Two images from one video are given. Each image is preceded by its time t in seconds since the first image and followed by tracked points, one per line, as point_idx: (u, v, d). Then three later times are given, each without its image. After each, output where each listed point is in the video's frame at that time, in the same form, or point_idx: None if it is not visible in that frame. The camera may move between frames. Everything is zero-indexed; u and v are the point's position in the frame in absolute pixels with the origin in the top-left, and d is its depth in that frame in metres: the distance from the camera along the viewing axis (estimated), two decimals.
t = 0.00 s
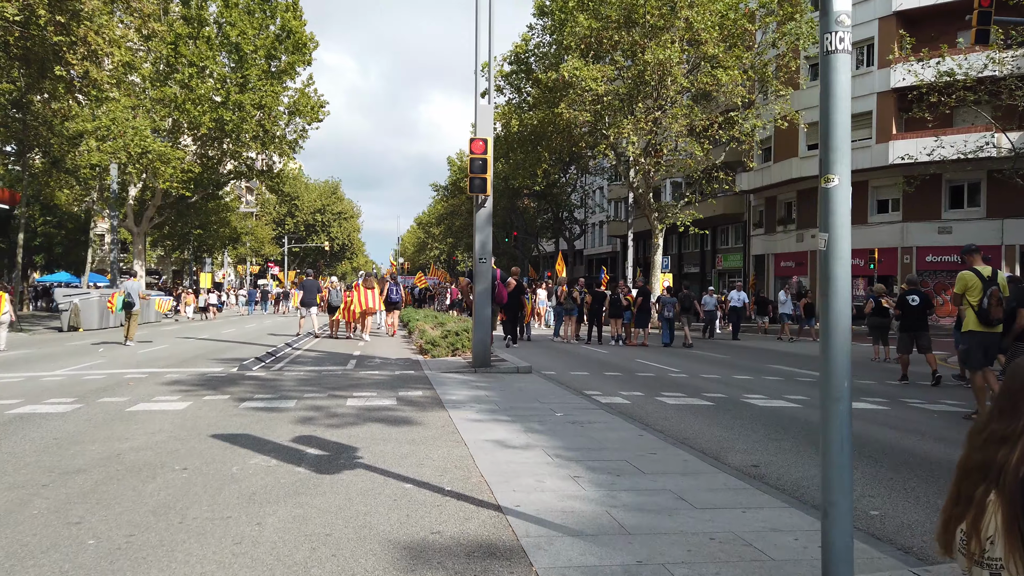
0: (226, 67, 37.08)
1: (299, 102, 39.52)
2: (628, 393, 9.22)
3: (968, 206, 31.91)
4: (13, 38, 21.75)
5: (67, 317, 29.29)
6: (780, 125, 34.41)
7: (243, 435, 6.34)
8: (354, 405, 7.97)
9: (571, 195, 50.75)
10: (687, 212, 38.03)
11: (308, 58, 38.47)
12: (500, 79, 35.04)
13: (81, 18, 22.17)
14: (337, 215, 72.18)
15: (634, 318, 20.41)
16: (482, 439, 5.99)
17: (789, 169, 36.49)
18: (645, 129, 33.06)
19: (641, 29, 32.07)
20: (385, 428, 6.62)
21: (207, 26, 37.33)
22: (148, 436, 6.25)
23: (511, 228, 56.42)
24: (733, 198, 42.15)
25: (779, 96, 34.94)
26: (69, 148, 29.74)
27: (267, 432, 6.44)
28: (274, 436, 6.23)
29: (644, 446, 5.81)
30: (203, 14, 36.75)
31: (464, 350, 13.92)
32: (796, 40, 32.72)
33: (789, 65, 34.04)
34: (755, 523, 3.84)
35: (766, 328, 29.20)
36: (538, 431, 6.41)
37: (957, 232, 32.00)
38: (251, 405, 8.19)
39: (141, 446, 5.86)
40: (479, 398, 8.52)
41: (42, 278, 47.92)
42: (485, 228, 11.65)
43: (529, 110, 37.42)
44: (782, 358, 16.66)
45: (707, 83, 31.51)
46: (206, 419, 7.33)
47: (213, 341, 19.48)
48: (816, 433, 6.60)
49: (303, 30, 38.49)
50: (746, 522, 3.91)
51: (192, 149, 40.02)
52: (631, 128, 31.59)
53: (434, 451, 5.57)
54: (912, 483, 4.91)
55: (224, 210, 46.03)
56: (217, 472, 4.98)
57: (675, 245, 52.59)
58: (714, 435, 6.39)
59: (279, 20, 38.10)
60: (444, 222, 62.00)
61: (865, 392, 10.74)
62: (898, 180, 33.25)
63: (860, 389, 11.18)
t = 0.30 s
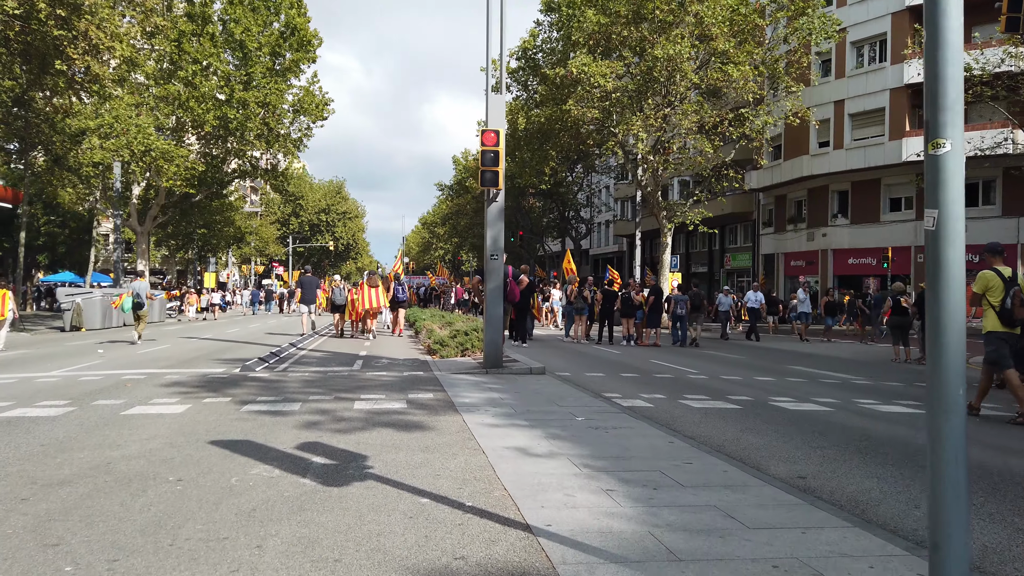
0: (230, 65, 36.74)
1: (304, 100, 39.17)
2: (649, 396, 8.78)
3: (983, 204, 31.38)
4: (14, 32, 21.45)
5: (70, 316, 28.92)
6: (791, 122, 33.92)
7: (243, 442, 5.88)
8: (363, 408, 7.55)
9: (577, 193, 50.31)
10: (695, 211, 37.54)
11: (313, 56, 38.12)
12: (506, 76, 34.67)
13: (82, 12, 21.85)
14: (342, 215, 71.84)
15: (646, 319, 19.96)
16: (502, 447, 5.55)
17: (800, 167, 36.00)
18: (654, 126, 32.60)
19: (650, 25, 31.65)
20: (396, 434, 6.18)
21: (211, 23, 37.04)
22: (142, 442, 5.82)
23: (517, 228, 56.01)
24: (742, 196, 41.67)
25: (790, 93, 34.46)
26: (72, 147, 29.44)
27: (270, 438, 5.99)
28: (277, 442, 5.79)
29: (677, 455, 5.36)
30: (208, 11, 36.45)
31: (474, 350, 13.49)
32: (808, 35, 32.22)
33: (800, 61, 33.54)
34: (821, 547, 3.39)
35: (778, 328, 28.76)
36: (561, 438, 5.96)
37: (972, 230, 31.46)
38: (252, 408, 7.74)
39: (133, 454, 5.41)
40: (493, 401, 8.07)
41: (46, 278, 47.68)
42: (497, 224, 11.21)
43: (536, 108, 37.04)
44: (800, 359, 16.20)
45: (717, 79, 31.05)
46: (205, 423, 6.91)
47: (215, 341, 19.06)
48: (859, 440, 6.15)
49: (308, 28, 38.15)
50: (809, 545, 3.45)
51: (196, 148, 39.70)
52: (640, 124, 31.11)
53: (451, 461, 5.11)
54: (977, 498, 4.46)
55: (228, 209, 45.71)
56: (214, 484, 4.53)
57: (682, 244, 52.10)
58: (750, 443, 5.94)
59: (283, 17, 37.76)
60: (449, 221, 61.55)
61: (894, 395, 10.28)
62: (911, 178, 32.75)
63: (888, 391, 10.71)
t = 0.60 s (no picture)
0: (233, 64, 36.40)
1: (308, 99, 38.82)
2: (668, 403, 8.41)
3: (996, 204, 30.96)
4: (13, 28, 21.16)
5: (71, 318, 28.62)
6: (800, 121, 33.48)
7: (243, 456, 5.50)
8: (369, 417, 7.16)
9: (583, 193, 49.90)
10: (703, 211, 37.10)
11: (317, 54, 37.78)
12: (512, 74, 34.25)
13: (82, 8, 21.56)
14: (346, 215, 71.47)
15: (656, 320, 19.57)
16: (520, 463, 5.15)
17: (809, 167, 35.59)
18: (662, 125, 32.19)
19: (657, 22, 31.27)
20: (405, 447, 5.78)
21: (214, 22, 36.73)
22: (135, 456, 5.44)
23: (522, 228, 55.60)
24: (749, 196, 41.27)
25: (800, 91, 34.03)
26: (74, 146, 29.18)
27: (271, 452, 5.61)
28: (278, 456, 5.40)
29: (710, 472, 4.97)
30: (211, 9, 36.12)
31: (482, 353, 13.09)
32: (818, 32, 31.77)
33: (810, 59, 33.10)
34: None
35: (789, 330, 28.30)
36: (582, 452, 5.57)
37: (985, 230, 31.03)
38: (253, 416, 7.36)
39: (125, 469, 5.03)
40: (506, 409, 7.68)
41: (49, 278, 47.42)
42: (508, 224, 10.83)
43: (542, 107, 36.64)
44: (815, 362, 15.78)
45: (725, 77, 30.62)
46: (203, 433, 6.53)
47: (218, 343, 18.70)
48: (899, 455, 5.78)
49: (312, 26, 37.80)
50: None
51: (199, 147, 39.36)
52: (648, 123, 30.68)
53: (466, 479, 4.72)
54: None
55: (231, 209, 45.38)
56: (210, 506, 4.15)
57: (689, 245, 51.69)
58: (785, 457, 5.57)
59: (287, 16, 37.42)
60: (453, 221, 61.14)
61: (921, 402, 9.87)
62: (923, 177, 32.33)
63: (914, 397, 10.31)
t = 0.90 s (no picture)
0: (233, 61, 35.96)
1: (309, 97, 38.39)
2: (684, 405, 7.94)
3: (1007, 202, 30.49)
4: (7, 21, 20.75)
5: (68, 318, 28.18)
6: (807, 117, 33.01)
7: (229, 465, 5.04)
8: (368, 421, 6.70)
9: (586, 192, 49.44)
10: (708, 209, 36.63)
11: (318, 51, 37.35)
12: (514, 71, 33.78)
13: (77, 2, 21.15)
14: (348, 215, 71.03)
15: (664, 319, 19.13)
16: (535, 474, 4.70)
17: (816, 164, 35.13)
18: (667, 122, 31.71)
19: (663, 18, 30.84)
20: (408, 455, 5.32)
21: (214, 18, 36.29)
22: (111, 465, 4.98)
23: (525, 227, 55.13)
24: (755, 194, 40.82)
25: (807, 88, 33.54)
26: (70, 143, 28.80)
27: (260, 461, 5.14)
28: (268, 466, 4.94)
29: (742, 484, 4.52)
30: (211, 6, 35.69)
31: (487, 353, 12.64)
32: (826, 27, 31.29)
33: (817, 54, 32.62)
34: None
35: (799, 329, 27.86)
36: (598, 461, 5.10)
37: (995, 228, 30.56)
38: (244, 420, 6.89)
39: (97, 481, 4.57)
40: (513, 412, 7.22)
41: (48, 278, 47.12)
42: (514, 218, 10.38)
43: (545, 104, 36.19)
44: (830, 363, 15.30)
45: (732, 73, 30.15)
46: (190, 437, 6.07)
47: (215, 344, 18.24)
48: (942, 463, 5.32)
49: (312, 23, 37.35)
50: None
51: (199, 146, 38.93)
52: (653, 119, 30.19)
53: (473, 493, 4.26)
54: None
55: (232, 208, 44.94)
56: (185, 526, 3.68)
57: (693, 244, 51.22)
58: (820, 465, 5.12)
59: (288, 12, 36.95)
60: (455, 221, 60.64)
61: (948, 404, 9.41)
62: (932, 175, 31.87)
63: (938, 399, 9.85)
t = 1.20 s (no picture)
0: (231, 59, 35.52)
1: (309, 96, 38.02)
2: (700, 414, 7.53)
3: (1016, 200, 30.02)
4: None
5: (65, 319, 27.79)
6: (813, 115, 32.59)
7: (215, 485, 4.62)
8: (367, 433, 6.29)
9: (589, 191, 49.04)
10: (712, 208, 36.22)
11: (317, 49, 36.92)
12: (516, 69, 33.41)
13: None
14: (348, 215, 70.63)
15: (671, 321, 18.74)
16: (549, 497, 4.28)
17: (821, 163, 34.75)
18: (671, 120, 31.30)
19: (667, 14, 30.42)
20: (409, 473, 4.91)
21: (213, 16, 35.87)
22: (86, 485, 4.57)
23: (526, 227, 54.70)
24: (759, 193, 40.45)
25: (812, 85, 33.12)
26: (67, 143, 28.46)
27: (249, 481, 4.72)
28: (258, 487, 4.53)
29: (778, 509, 4.10)
30: (209, 3, 35.25)
31: (490, 357, 12.24)
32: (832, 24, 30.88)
33: (823, 51, 32.18)
34: None
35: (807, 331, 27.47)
36: (617, 482, 4.68)
37: (1004, 228, 30.10)
38: (236, 432, 6.47)
39: (68, 507, 4.16)
40: (521, 423, 6.81)
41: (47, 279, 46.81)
42: (519, 218, 9.97)
43: (547, 102, 35.78)
44: (842, 366, 14.89)
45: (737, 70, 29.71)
46: (176, 452, 5.66)
47: (212, 346, 17.85)
48: (987, 482, 4.91)
49: (312, 21, 36.91)
50: None
51: (197, 146, 38.51)
52: (658, 117, 29.73)
53: (482, 522, 3.84)
54: None
55: (232, 208, 44.53)
56: (159, 563, 3.27)
57: (696, 244, 50.85)
58: (857, 485, 4.69)
59: (287, 10, 36.51)
60: (456, 220, 60.20)
61: (974, 411, 8.98)
62: (940, 173, 31.45)
63: (963, 406, 9.42)
